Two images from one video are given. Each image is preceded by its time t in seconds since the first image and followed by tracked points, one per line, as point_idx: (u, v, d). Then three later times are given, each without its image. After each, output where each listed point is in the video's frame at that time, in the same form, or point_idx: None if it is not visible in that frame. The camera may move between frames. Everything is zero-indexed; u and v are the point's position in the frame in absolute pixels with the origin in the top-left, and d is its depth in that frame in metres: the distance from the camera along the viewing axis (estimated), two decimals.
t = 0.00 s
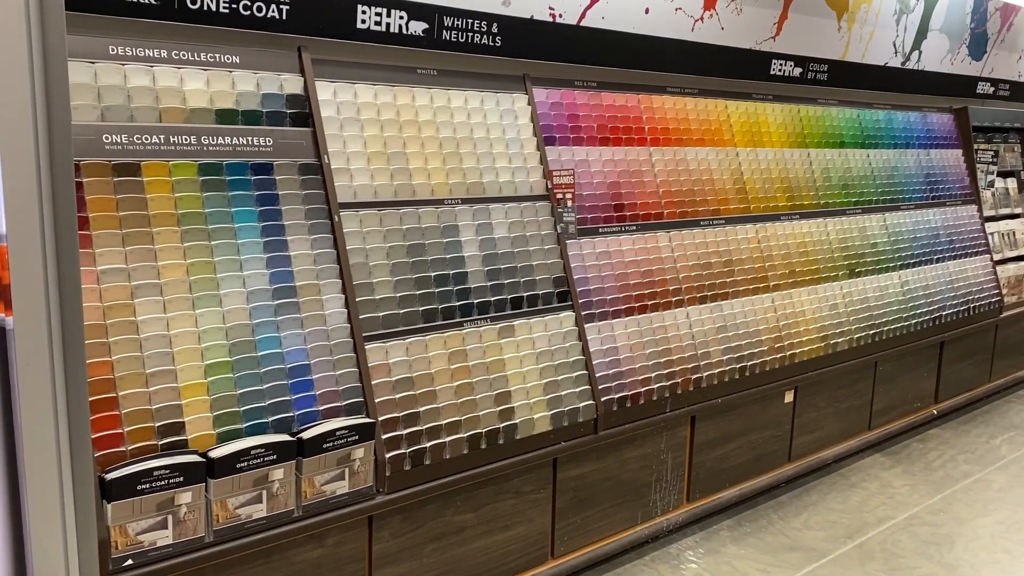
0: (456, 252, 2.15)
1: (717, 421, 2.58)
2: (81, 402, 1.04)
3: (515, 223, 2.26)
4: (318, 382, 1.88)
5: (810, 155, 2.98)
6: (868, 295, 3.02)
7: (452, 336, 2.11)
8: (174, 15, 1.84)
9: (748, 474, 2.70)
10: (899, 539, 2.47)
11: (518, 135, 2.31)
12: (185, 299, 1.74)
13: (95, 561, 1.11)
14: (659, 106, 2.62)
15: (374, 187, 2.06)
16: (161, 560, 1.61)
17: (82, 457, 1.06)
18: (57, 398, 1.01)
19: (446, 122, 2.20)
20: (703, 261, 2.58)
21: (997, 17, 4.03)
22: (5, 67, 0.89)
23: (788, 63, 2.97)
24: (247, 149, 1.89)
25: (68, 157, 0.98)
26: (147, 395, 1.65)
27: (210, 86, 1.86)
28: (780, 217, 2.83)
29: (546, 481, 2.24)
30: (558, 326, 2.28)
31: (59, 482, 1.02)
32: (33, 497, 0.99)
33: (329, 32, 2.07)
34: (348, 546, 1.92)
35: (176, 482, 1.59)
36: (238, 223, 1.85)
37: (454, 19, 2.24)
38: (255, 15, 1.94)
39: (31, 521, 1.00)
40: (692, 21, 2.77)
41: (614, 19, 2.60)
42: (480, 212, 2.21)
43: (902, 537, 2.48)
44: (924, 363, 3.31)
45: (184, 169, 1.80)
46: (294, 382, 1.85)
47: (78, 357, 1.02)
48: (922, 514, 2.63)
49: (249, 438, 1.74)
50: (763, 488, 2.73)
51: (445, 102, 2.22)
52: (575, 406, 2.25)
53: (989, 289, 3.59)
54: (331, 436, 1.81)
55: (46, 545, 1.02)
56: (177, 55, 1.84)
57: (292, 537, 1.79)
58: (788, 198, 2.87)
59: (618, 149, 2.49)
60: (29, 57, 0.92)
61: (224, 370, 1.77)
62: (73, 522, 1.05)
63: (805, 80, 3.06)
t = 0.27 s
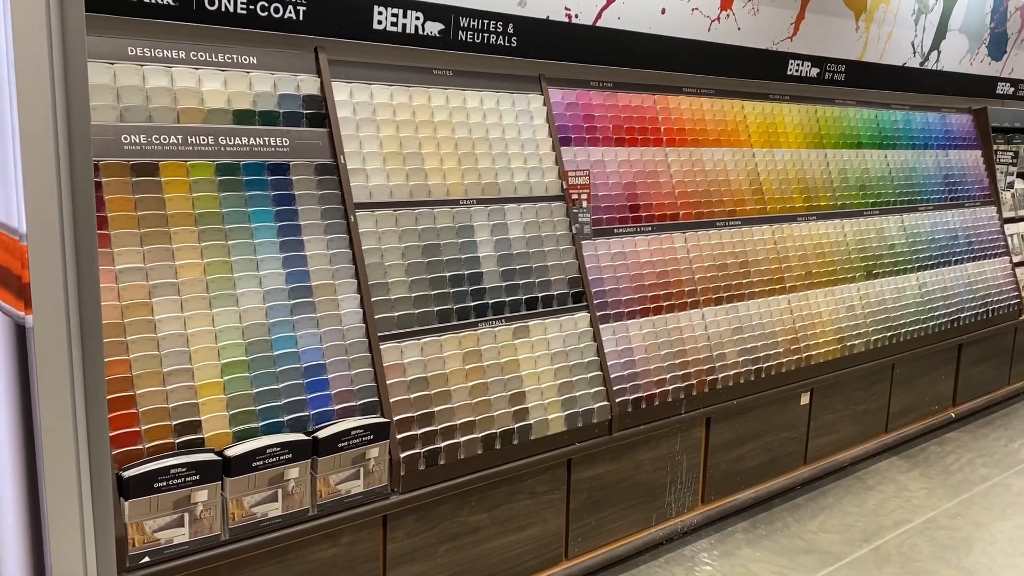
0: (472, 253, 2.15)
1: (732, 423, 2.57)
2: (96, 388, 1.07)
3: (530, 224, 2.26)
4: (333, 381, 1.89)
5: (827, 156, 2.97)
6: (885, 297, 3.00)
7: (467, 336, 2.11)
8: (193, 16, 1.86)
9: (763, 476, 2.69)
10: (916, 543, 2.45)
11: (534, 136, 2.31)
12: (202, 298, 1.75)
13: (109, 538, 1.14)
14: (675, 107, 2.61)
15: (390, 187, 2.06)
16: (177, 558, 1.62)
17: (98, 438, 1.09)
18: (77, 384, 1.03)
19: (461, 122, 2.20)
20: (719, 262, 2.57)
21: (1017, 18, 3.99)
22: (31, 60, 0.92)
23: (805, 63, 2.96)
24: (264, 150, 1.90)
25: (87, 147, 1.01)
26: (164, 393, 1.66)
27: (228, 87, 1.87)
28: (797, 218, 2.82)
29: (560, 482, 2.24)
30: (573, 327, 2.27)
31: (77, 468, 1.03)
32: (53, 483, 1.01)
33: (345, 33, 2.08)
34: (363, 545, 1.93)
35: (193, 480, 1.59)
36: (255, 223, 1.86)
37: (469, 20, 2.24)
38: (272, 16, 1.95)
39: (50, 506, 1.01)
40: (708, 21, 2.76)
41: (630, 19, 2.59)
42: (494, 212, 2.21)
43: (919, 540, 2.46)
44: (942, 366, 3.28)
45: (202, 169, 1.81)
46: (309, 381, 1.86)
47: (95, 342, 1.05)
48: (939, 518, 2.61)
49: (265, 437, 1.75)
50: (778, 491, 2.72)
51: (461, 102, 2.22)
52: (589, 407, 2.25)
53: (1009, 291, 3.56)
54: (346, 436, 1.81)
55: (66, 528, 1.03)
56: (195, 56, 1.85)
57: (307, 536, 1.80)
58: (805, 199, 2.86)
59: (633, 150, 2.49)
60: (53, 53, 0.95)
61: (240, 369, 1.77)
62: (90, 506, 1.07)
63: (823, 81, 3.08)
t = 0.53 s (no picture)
0: (481, 253, 2.15)
1: (742, 425, 2.56)
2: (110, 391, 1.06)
3: (540, 225, 2.26)
4: (343, 382, 1.89)
5: (838, 157, 2.95)
6: (897, 299, 2.98)
7: (476, 337, 2.11)
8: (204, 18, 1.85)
9: (773, 479, 2.68)
10: (927, 546, 2.43)
11: (543, 136, 2.31)
12: (212, 299, 1.76)
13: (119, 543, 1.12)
14: (685, 108, 2.60)
15: (400, 188, 2.07)
16: (187, 557, 1.62)
17: (110, 441, 1.08)
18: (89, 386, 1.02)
19: (471, 123, 2.20)
20: (729, 264, 2.56)
21: None
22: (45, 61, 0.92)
23: (817, 64, 2.96)
24: (274, 150, 1.90)
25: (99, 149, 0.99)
26: (174, 393, 1.67)
27: (238, 88, 1.88)
28: (808, 219, 2.80)
29: (569, 483, 2.24)
30: (582, 328, 2.27)
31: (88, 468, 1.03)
32: (65, 481, 1.01)
33: (356, 34, 2.08)
34: (372, 546, 1.93)
35: (203, 480, 1.60)
36: (265, 224, 1.86)
37: (480, 21, 2.24)
38: (283, 18, 1.95)
39: (61, 505, 1.01)
40: (719, 22, 2.75)
41: (640, 20, 2.58)
42: (504, 213, 2.21)
43: (930, 544, 2.44)
44: (954, 368, 3.26)
45: (213, 170, 1.82)
46: (318, 382, 1.86)
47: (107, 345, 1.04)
48: (950, 521, 2.59)
49: (275, 437, 1.75)
50: (788, 493, 2.70)
51: (471, 103, 2.22)
52: (598, 408, 2.24)
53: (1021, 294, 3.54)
54: (356, 436, 1.81)
55: (77, 529, 1.03)
56: (206, 57, 1.86)
57: (317, 536, 1.80)
58: (816, 201, 2.85)
59: (644, 151, 2.48)
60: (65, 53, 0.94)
61: (250, 369, 1.78)
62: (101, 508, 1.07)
63: (834, 82, 3.07)
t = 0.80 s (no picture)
0: (487, 255, 2.15)
1: (748, 427, 2.55)
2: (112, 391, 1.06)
3: (545, 226, 2.25)
4: (348, 383, 1.89)
5: (844, 159, 2.95)
6: (903, 301, 2.98)
7: (482, 339, 2.11)
8: (211, 21, 1.87)
9: (778, 481, 2.67)
10: (933, 549, 2.42)
11: (549, 138, 2.31)
12: (218, 300, 1.76)
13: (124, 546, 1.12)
14: (691, 110, 2.60)
15: (405, 190, 2.07)
16: (192, 557, 1.63)
17: (112, 442, 1.07)
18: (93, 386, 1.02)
19: (476, 125, 2.20)
20: (734, 266, 2.56)
21: None
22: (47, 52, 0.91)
23: (822, 67, 2.95)
24: (280, 152, 1.90)
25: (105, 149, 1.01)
26: (180, 394, 1.67)
27: (245, 90, 1.89)
28: (813, 221, 2.80)
29: (574, 485, 2.23)
30: (587, 330, 2.27)
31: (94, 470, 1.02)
32: (71, 484, 1.00)
33: (361, 36, 2.09)
34: (377, 547, 1.93)
35: (208, 481, 1.60)
36: (271, 225, 1.86)
37: (485, 23, 2.25)
38: (289, 20, 1.96)
39: (67, 509, 1.00)
40: (724, 24, 2.76)
41: (646, 22, 2.59)
42: (509, 215, 2.21)
43: (936, 547, 2.44)
44: (961, 371, 3.25)
45: (219, 172, 1.82)
46: (324, 383, 1.86)
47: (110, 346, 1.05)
48: (956, 524, 2.58)
49: (280, 438, 1.75)
50: (793, 496, 2.70)
51: (476, 105, 2.22)
52: (603, 410, 2.24)
53: None
54: (361, 437, 1.81)
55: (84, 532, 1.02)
56: (212, 59, 1.86)
57: (321, 538, 1.80)
58: (821, 203, 2.84)
59: (649, 153, 2.48)
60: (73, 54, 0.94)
61: (255, 370, 1.78)
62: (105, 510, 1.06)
63: (839, 84, 3.05)
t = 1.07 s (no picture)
0: (489, 258, 2.16)
1: (750, 430, 2.55)
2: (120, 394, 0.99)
3: (548, 229, 2.26)
4: (351, 386, 1.89)
5: (847, 162, 2.95)
6: (906, 304, 2.97)
7: (484, 341, 2.11)
8: (215, 24, 1.88)
9: (781, 484, 2.67)
10: (936, 553, 2.42)
11: (551, 141, 2.31)
12: (221, 302, 1.77)
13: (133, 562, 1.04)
14: (693, 112, 2.60)
15: (407, 193, 2.07)
16: (194, 559, 1.63)
17: (118, 452, 1.01)
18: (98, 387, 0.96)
19: (479, 128, 2.21)
20: (737, 268, 2.56)
21: None
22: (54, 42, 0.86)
23: (825, 69, 2.96)
24: (283, 155, 1.91)
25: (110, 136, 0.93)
26: (182, 396, 1.67)
27: (248, 93, 1.89)
28: (816, 224, 2.80)
29: (576, 488, 2.23)
30: (590, 332, 2.27)
31: (97, 474, 0.97)
32: (72, 489, 0.94)
33: (364, 39, 2.10)
34: (379, 550, 1.93)
35: (211, 483, 1.60)
36: (273, 228, 1.87)
37: (488, 26, 2.26)
38: (292, 23, 1.98)
39: (70, 515, 0.95)
40: (727, 26, 2.75)
41: (649, 25, 2.59)
42: (512, 217, 2.21)
43: (939, 550, 2.43)
44: (964, 374, 3.24)
45: (222, 174, 1.82)
46: (326, 386, 1.86)
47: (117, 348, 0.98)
48: (959, 528, 2.58)
49: (282, 440, 1.75)
50: (796, 499, 2.69)
51: (479, 108, 2.23)
52: (606, 413, 2.24)
53: None
54: (363, 440, 1.81)
55: (86, 539, 0.97)
56: (216, 62, 1.86)
57: (323, 540, 1.80)
58: (824, 205, 2.84)
59: (651, 155, 2.48)
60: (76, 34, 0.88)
61: (258, 372, 1.78)
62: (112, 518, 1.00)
63: (842, 87, 3.06)
